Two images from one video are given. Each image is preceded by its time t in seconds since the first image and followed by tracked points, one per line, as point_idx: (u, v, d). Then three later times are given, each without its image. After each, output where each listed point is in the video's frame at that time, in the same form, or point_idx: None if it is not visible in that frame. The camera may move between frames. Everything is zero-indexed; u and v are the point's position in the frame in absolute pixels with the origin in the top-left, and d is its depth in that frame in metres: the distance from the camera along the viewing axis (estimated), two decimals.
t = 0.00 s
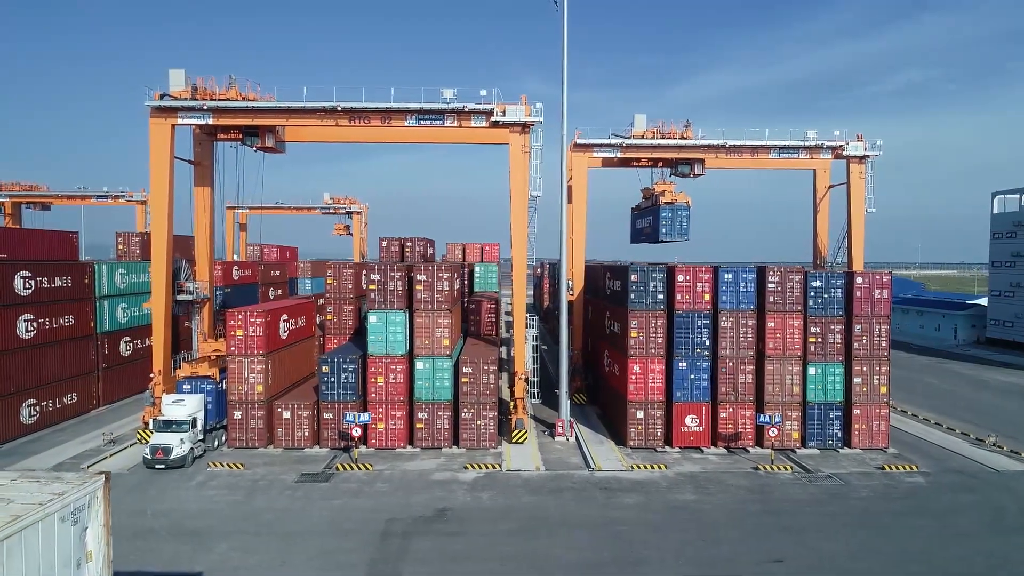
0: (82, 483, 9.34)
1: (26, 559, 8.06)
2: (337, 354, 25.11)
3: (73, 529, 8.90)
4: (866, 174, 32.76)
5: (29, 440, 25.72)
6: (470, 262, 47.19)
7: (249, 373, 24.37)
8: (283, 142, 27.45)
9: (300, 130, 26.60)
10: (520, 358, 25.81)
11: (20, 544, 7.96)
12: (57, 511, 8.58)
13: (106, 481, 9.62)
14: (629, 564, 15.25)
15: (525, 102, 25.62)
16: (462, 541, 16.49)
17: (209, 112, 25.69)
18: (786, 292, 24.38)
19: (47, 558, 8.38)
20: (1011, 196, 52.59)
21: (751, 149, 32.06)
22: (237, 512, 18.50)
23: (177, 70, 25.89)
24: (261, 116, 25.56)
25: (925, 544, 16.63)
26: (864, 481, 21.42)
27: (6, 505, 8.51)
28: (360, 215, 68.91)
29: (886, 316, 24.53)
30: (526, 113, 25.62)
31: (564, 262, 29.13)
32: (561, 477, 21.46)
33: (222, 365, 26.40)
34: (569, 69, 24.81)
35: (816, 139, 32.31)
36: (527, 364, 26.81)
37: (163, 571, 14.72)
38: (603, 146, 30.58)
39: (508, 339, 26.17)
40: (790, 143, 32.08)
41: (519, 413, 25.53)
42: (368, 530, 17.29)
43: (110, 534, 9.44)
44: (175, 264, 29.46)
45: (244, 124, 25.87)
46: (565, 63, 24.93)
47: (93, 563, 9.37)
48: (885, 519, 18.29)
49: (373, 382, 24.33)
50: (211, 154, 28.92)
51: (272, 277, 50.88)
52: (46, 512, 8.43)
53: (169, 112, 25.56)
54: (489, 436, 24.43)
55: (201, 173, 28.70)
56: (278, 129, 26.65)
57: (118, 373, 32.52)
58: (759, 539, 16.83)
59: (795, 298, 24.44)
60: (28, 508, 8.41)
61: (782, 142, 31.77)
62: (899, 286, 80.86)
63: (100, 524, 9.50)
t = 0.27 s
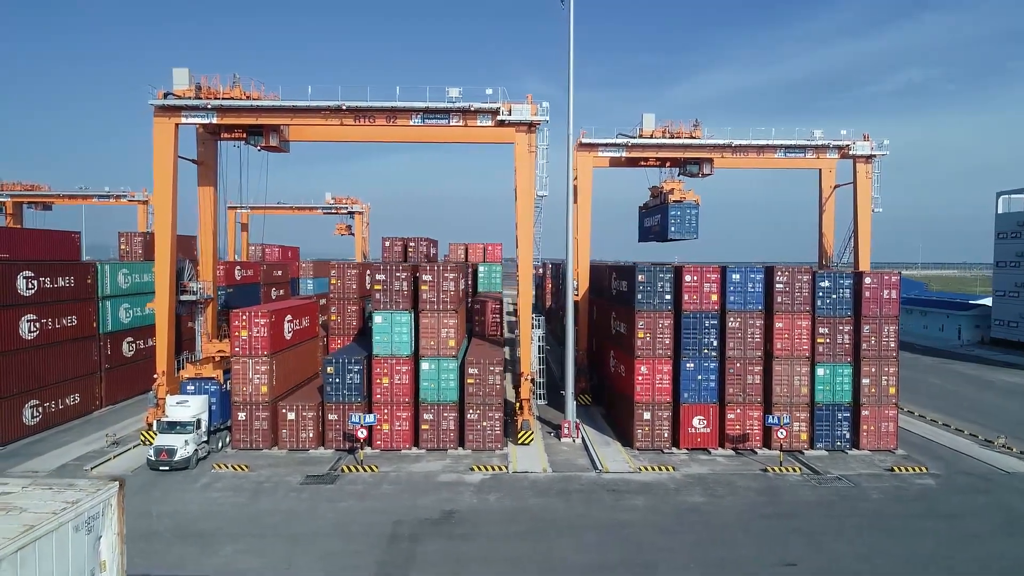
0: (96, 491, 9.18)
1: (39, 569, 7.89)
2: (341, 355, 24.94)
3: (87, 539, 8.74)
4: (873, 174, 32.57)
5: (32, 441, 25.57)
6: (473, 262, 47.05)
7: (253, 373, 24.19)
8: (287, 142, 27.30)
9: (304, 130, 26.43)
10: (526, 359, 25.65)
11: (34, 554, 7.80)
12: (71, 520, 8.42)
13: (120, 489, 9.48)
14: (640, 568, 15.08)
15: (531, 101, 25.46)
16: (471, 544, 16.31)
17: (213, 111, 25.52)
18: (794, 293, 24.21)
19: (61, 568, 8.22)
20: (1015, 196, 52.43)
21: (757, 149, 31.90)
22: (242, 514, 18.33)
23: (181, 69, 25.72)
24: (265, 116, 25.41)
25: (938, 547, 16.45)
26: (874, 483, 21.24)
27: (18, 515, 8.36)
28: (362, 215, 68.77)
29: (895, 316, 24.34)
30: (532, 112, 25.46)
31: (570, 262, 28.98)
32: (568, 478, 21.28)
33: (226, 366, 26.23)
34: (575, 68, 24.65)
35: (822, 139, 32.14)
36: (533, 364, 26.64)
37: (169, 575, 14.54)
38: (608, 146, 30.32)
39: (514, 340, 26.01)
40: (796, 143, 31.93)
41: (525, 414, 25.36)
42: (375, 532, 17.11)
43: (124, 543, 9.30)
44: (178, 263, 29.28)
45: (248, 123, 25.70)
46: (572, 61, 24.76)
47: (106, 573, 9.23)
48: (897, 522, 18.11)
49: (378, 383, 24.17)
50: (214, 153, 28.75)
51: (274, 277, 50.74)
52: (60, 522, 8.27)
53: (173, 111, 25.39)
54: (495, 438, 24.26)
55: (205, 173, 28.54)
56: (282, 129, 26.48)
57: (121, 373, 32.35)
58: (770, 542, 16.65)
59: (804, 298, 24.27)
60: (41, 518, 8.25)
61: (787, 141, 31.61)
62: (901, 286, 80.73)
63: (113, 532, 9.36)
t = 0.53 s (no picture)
0: (107, 502, 9.05)
1: None
2: (346, 356, 24.72)
3: (98, 551, 8.58)
4: (880, 174, 32.33)
5: (34, 443, 25.35)
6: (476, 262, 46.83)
7: (257, 375, 23.98)
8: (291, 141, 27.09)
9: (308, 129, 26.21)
10: (532, 360, 25.44)
11: (44, 568, 7.61)
12: (82, 533, 8.25)
13: (131, 500, 9.37)
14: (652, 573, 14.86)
15: (537, 100, 25.24)
16: (479, 549, 16.10)
17: (216, 110, 25.30)
18: (803, 293, 24.01)
19: None
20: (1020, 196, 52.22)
21: (763, 148, 31.71)
22: (247, 517, 18.13)
23: (184, 67, 25.51)
24: (269, 115, 25.21)
25: (952, 551, 16.24)
26: (885, 486, 21.02)
27: (28, 528, 8.19)
28: (364, 215, 68.55)
29: (904, 317, 24.13)
30: (538, 111, 25.25)
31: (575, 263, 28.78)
32: (575, 481, 21.06)
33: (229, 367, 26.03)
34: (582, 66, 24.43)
35: (829, 138, 31.93)
36: (539, 365, 26.43)
37: None
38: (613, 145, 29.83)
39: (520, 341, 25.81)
40: (803, 142, 31.73)
41: (531, 415, 25.15)
42: (382, 536, 16.90)
43: (136, 555, 9.16)
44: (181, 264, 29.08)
45: (252, 123, 25.48)
46: (578, 60, 24.54)
47: None
48: (910, 525, 17.89)
49: (383, 384, 23.96)
50: (217, 153, 28.54)
51: (276, 277, 50.52)
52: (71, 535, 8.10)
53: (176, 111, 25.18)
54: (501, 440, 24.05)
55: (208, 173, 28.35)
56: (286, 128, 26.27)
57: (123, 374, 32.13)
58: (782, 546, 16.43)
59: (812, 299, 24.06)
60: (52, 531, 8.09)
61: (794, 141, 31.41)
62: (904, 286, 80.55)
63: (125, 544, 9.21)
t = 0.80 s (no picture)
0: (115, 517, 8.82)
1: None
2: (349, 358, 24.46)
3: (105, 571, 8.33)
4: (887, 173, 32.05)
5: (34, 446, 25.09)
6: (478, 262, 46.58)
7: (260, 377, 23.73)
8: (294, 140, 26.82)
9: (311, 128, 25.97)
10: (537, 362, 25.19)
11: None
12: (89, 551, 8.00)
13: (140, 515, 9.13)
14: None
15: (543, 99, 24.95)
16: (488, 554, 15.85)
17: (219, 109, 25.03)
18: (812, 294, 23.75)
19: None
20: None
21: (769, 148, 31.49)
22: (252, 522, 17.89)
23: (186, 66, 25.25)
24: (272, 114, 24.93)
25: (968, 557, 15.99)
26: (896, 489, 20.76)
27: (32, 546, 7.96)
28: (365, 215, 68.27)
29: (914, 318, 23.86)
30: (544, 110, 24.97)
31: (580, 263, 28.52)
32: (583, 485, 20.81)
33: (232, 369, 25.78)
34: (588, 65, 24.16)
35: (836, 137, 31.67)
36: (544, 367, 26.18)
37: None
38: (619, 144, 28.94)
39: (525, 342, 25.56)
40: (809, 141, 31.50)
41: (537, 418, 24.89)
42: (389, 542, 16.65)
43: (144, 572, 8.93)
44: (182, 264, 28.82)
45: (255, 122, 25.22)
46: (585, 58, 24.27)
47: None
48: (923, 530, 17.64)
49: (387, 386, 23.72)
50: (219, 152, 28.27)
51: (277, 278, 50.25)
52: (78, 554, 7.85)
53: (178, 110, 24.91)
54: (506, 442, 23.79)
55: (210, 172, 28.09)
56: (289, 127, 25.99)
57: (124, 376, 31.86)
58: (795, 552, 16.18)
59: (821, 300, 23.81)
60: (57, 551, 7.85)
61: (800, 140, 31.17)
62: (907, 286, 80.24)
63: (133, 561, 8.99)
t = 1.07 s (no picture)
0: (118, 537, 8.47)
1: None
2: (353, 360, 24.15)
3: None
4: (895, 173, 31.75)
5: (34, 449, 24.78)
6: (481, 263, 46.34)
7: (262, 379, 23.43)
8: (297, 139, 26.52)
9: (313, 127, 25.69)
10: (543, 364, 24.88)
11: None
12: (90, 572, 7.69)
13: (144, 534, 8.77)
14: None
15: (548, 97, 24.66)
16: (496, 561, 15.54)
17: (220, 108, 24.74)
18: (821, 296, 23.46)
19: None
20: None
21: (776, 147, 31.27)
22: (255, 527, 17.59)
23: (188, 64, 24.97)
24: (274, 112, 24.62)
25: (985, 563, 15.69)
26: (908, 493, 20.46)
27: (29, 571, 7.65)
28: (367, 215, 68.00)
29: (925, 320, 23.55)
30: (549, 109, 24.70)
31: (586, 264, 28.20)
32: (590, 489, 20.51)
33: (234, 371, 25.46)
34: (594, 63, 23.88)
35: (843, 137, 31.39)
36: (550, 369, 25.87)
37: None
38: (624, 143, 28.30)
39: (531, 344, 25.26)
40: (816, 141, 31.23)
41: (543, 420, 24.58)
42: (394, 548, 16.34)
43: None
44: (183, 265, 28.50)
45: (257, 121, 24.94)
46: (591, 57, 23.99)
47: None
48: (938, 536, 17.33)
49: (391, 389, 23.42)
50: (221, 152, 27.98)
51: (278, 278, 49.95)
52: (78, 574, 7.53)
53: (179, 109, 24.61)
54: (512, 446, 23.48)
55: (211, 172, 27.79)
56: (291, 126, 25.67)
57: (124, 378, 31.53)
58: (809, 558, 15.88)
59: (831, 301, 23.51)
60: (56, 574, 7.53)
61: (807, 139, 30.96)
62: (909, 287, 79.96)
63: None
